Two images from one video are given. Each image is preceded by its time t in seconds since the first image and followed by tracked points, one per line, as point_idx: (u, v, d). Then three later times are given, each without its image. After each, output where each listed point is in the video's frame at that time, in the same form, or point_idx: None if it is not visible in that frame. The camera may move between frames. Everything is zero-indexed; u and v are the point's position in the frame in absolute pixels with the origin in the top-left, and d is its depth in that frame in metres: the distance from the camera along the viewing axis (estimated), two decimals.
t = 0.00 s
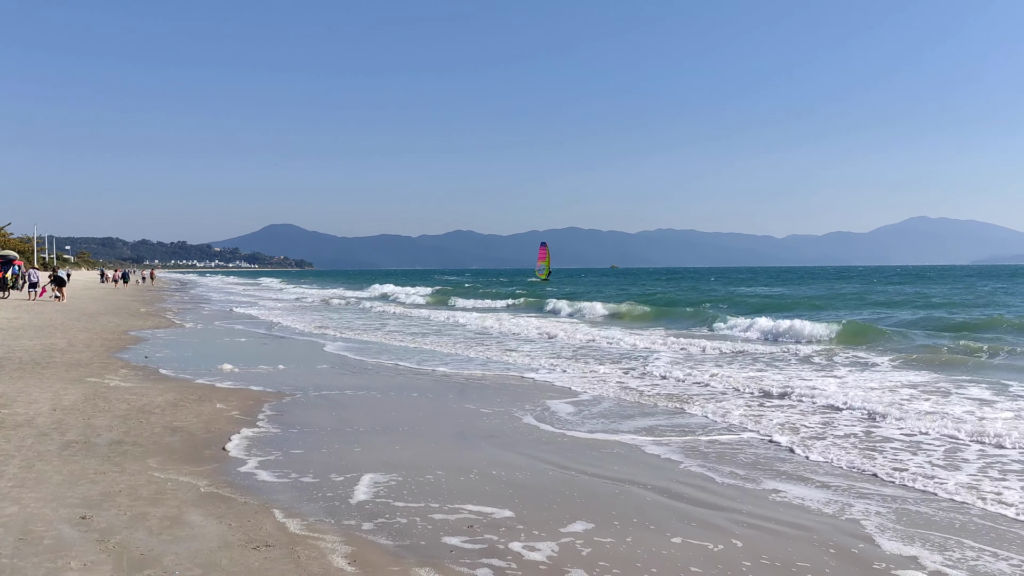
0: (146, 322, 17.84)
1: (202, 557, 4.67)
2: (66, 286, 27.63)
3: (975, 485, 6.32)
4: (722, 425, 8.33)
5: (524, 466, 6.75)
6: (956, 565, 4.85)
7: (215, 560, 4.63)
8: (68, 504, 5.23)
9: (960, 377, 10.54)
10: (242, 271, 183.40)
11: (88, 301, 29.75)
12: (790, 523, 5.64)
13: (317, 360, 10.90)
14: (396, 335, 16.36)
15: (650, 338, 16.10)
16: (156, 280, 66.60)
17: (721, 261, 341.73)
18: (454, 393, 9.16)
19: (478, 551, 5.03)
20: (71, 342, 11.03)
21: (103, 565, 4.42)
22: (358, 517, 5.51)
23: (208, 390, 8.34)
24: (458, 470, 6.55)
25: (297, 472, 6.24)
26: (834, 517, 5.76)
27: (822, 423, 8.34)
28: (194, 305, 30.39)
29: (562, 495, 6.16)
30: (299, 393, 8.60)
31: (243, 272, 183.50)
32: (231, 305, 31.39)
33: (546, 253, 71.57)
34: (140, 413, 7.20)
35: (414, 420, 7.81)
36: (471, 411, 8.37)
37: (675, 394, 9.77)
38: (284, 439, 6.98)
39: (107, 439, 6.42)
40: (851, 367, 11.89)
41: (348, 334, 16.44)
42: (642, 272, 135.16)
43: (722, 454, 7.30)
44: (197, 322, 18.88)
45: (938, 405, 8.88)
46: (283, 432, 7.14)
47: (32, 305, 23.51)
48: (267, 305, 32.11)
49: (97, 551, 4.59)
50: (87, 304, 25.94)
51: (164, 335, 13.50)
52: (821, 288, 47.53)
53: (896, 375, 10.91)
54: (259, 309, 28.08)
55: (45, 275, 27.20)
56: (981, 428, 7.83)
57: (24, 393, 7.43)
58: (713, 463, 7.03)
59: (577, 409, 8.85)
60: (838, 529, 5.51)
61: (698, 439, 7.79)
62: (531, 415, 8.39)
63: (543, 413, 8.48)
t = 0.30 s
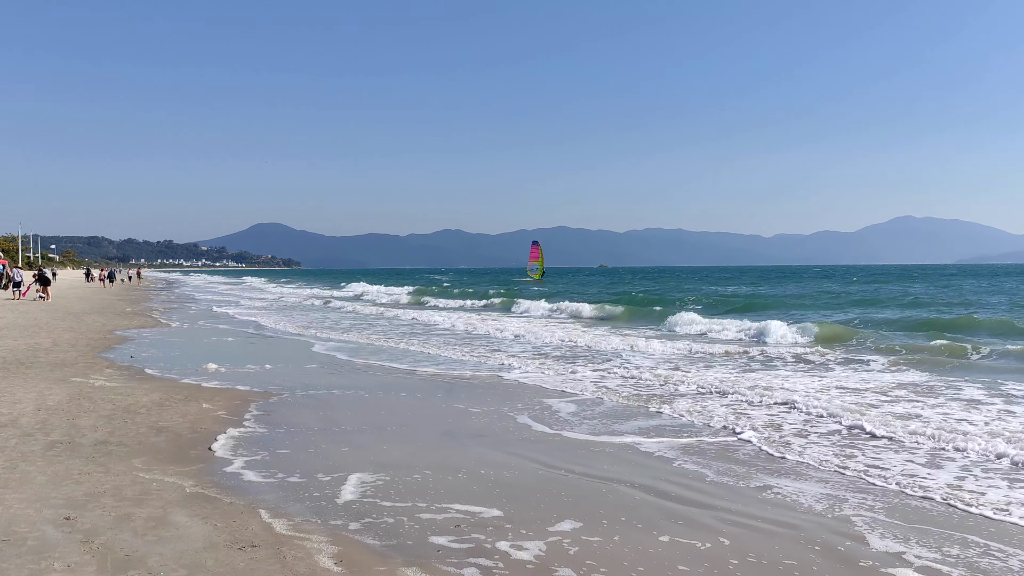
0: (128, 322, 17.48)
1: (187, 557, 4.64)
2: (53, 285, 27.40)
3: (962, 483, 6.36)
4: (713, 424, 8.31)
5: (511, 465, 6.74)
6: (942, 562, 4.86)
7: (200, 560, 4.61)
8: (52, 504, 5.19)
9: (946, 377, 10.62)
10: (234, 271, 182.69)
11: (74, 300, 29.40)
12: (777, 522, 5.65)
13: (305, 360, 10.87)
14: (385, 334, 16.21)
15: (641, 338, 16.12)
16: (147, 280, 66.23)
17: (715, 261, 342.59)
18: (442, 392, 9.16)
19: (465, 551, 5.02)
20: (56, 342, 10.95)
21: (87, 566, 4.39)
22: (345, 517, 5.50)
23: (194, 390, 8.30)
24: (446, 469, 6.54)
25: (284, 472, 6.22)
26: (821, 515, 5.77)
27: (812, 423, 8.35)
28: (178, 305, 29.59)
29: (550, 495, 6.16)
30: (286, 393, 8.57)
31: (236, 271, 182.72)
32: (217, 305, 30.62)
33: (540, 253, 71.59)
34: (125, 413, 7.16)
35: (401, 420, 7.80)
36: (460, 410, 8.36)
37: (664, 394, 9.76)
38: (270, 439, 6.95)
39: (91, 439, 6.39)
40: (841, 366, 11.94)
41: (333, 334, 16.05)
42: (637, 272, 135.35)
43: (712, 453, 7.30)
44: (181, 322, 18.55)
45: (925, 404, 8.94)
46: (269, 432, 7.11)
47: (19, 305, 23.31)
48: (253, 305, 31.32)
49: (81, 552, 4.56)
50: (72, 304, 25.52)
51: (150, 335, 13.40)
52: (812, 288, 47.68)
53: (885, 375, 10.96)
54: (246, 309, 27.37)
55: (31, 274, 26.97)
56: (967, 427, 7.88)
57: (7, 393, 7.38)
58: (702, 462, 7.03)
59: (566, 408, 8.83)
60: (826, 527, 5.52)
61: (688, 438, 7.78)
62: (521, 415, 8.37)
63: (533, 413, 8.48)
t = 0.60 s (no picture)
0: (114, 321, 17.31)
1: (175, 558, 4.62)
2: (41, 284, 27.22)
3: (950, 481, 6.39)
4: (701, 423, 8.33)
5: (500, 465, 6.74)
6: (929, 561, 4.88)
7: (187, 561, 4.59)
8: (38, 506, 5.16)
9: (934, 376, 10.67)
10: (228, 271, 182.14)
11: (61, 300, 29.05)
12: (765, 520, 5.67)
13: (294, 359, 10.84)
14: (374, 334, 16.14)
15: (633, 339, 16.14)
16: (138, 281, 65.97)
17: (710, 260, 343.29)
18: (432, 391, 9.17)
19: (454, 551, 5.01)
20: (42, 342, 10.88)
21: (73, 567, 4.37)
22: (333, 517, 5.49)
23: (181, 390, 8.26)
24: (435, 469, 6.53)
25: (272, 472, 6.20)
26: (809, 514, 5.79)
27: (799, 421, 8.36)
28: (167, 305, 29.30)
29: (539, 493, 6.17)
30: (274, 392, 8.55)
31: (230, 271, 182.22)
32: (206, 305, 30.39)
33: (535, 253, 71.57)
34: (112, 414, 7.13)
35: (390, 419, 7.80)
36: (449, 410, 8.35)
37: (654, 393, 9.77)
38: (258, 439, 6.93)
39: (77, 440, 6.36)
40: (831, 365, 11.97)
41: (320, 334, 15.98)
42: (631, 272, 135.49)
43: (699, 452, 7.32)
44: (169, 322, 18.40)
45: (913, 404, 8.98)
46: (257, 432, 7.09)
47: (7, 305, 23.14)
48: (243, 305, 31.12)
49: (67, 553, 4.54)
50: (59, 304, 25.22)
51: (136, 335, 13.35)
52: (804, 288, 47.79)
53: (874, 375, 11.01)
54: (236, 309, 27.19)
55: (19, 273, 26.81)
56: (956, 427, 7.91)
57: None
58: (689, 461, 7.05)
59: (555, 408, 8.83)
60: (814, 526, 5.53)
61: (676, 438, 7.80)
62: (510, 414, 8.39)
63: (522, 413, 8.49)
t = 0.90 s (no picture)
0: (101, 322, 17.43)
1: (161, 560, 4.61)
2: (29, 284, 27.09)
3: (938, 480, 6.42)
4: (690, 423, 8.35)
5: (488, 465, 6.74)
6: (915, 558, 4.91)
7: (174, 562, 4.57)
8: (23, 507, 5.13)
9: (922, 376, 10.73)
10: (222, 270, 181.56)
11: (50, 301, 28.83)
12: (752, 519, 5.69)
13: (283, 360, 10.82)
14: (363, 334, 16.16)
15: (625, 339, 16.16)
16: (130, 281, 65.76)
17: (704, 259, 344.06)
18: (420, 391, 9.17)
19: (441, 551, 5.01)
20: (28, 343, 10.80)
21: (58, 568, 4.35)
22: (321, 517, 5.48)
23: (168, 391, 8.23)
24: (424, 469, 6.53)
25: (259, 473, 6.19)
26: (797, 512, 5.82)
27: (787, 420, 8.40)
28: (152, 305, 29.43)
29: (528, 493, 6.18)
30: (262, 393, 8.53)
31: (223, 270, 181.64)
32: (191, 305, 30.56)
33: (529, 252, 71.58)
34: (98, 415, 7.10)
35: (379, 419, 7.80)
36: (439, 410, 8.35)
37: (643, 392, 9.79)
38: (246, 440, 6.92)
39: (63, 441, 6.33)
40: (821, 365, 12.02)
41: (307, 334, 16.03)
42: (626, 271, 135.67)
43: (688, 452, 7.34)
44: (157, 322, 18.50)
45: (901, 404, 9.02)
46: (245, 433, 7.07)
47: None
48: (230, 305, 31.28)
49: (52, 555, 4.52)
50: (43, 305, 25.28)
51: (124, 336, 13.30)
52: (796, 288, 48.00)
53: (863, 374, 11.07)
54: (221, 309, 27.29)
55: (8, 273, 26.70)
56: (943, 426, 7.95)
57: None
58: (677, 461, 7.07)
59: (545, 408, 8.84)
60: (801, 525, 5.56)
61: (665, 437, 7.82)
62: (500, 414, 8.40)
63: (511, 413, 8.50)
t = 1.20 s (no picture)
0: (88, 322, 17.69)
1: (147, 561, 4.58)
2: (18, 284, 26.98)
3: (924, 479, 6.46)
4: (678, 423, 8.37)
5: (476, 465, 6.75)
6: (902, 557, 4.93)
7: (160, 564, 4.55)
8: (6, 510, 5.10)
9: (910, 377, 10.77)
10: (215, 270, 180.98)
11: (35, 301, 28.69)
12: (740, 519, 5.71)
13: (272, 360, 10.80)
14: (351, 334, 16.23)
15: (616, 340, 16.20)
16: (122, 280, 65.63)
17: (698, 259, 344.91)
18: (409, 392, 9.16)
19: (429, 552, 5.01)
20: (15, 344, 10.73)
21: (41, 571, 4.32)
22: (308, 518, 5.47)
23: (155, 392, 8.20)
24: (411, 470, 6.52)
25: (246, 475, 6.17)
26: (783, 511, 5.85)
27: (775, 420, 8.43)
28: (137, 305, 29.90)
29: (516, 493, 6.18)
30: (249, 394, 8.51)
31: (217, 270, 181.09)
32: (175, 305, 31.05)
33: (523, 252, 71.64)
34: (84, 416, 7.06)
35: (367, 420, 7.79)
36: (427, 411, 8.34)
37: (632, 393, 9.82)
38: (232, 441, 6.90)
39: (48, 442, 6.29)
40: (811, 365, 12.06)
41: (293, 334, 16.17)
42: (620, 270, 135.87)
43: (677, 452, 7.35)
44: (143, 322, 18.85)
45: (889, 404, 9.06)
46: (232, 434, 7.05)
47: None
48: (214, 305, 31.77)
49: (36, 557, 4.49)
50: (28, 305, 25.74)
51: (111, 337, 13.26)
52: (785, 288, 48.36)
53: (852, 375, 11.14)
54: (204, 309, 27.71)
55: None
56: (929, 427, 7.99)
57: None
58: (666, 461, 7.09)
59: (534, 408, 8.84)
60: (788, 524, 5.58)
61: (654, 438, 7.83)
62: (488, 414, 8.40)
63: (500, 413, 8.50)
